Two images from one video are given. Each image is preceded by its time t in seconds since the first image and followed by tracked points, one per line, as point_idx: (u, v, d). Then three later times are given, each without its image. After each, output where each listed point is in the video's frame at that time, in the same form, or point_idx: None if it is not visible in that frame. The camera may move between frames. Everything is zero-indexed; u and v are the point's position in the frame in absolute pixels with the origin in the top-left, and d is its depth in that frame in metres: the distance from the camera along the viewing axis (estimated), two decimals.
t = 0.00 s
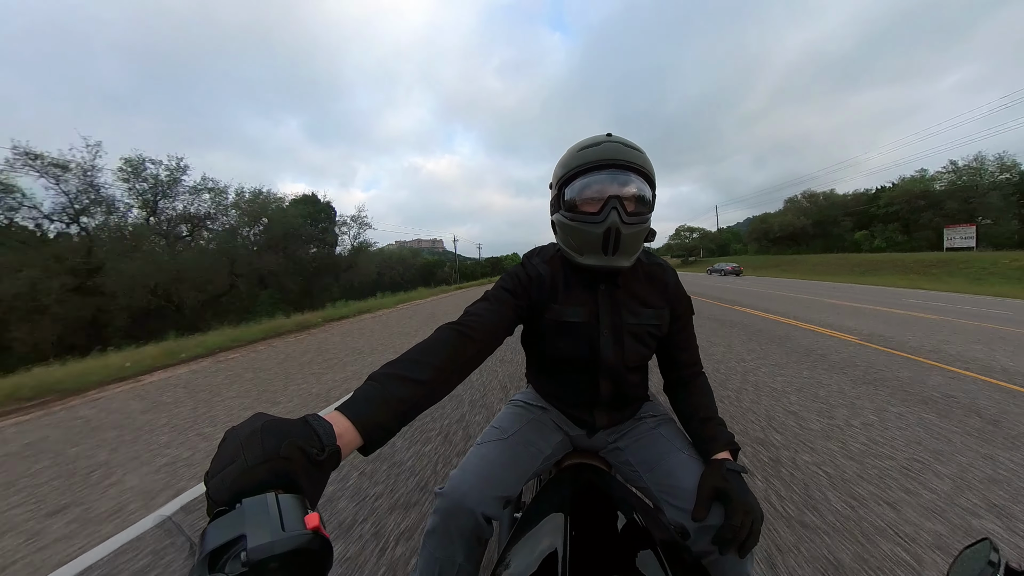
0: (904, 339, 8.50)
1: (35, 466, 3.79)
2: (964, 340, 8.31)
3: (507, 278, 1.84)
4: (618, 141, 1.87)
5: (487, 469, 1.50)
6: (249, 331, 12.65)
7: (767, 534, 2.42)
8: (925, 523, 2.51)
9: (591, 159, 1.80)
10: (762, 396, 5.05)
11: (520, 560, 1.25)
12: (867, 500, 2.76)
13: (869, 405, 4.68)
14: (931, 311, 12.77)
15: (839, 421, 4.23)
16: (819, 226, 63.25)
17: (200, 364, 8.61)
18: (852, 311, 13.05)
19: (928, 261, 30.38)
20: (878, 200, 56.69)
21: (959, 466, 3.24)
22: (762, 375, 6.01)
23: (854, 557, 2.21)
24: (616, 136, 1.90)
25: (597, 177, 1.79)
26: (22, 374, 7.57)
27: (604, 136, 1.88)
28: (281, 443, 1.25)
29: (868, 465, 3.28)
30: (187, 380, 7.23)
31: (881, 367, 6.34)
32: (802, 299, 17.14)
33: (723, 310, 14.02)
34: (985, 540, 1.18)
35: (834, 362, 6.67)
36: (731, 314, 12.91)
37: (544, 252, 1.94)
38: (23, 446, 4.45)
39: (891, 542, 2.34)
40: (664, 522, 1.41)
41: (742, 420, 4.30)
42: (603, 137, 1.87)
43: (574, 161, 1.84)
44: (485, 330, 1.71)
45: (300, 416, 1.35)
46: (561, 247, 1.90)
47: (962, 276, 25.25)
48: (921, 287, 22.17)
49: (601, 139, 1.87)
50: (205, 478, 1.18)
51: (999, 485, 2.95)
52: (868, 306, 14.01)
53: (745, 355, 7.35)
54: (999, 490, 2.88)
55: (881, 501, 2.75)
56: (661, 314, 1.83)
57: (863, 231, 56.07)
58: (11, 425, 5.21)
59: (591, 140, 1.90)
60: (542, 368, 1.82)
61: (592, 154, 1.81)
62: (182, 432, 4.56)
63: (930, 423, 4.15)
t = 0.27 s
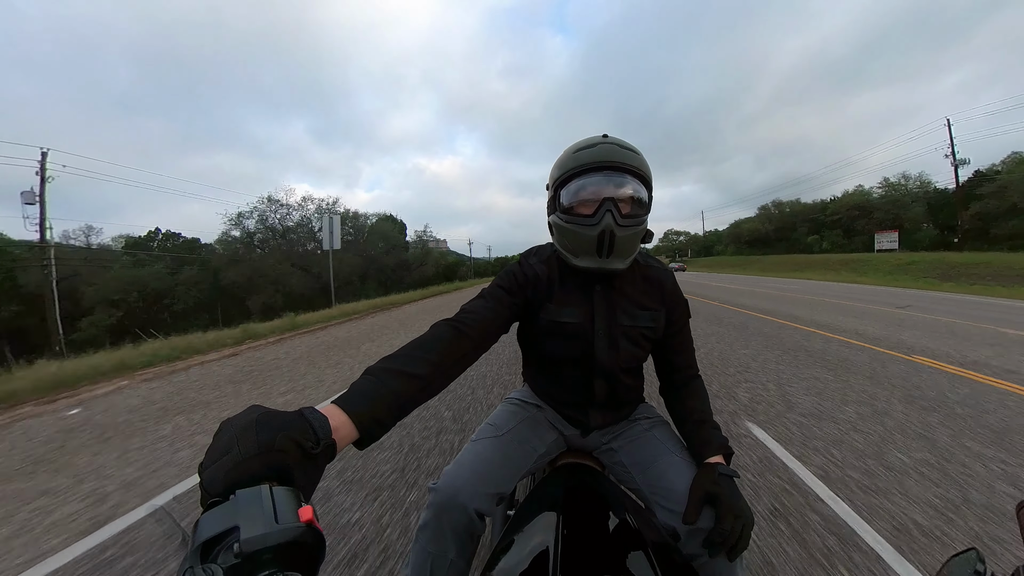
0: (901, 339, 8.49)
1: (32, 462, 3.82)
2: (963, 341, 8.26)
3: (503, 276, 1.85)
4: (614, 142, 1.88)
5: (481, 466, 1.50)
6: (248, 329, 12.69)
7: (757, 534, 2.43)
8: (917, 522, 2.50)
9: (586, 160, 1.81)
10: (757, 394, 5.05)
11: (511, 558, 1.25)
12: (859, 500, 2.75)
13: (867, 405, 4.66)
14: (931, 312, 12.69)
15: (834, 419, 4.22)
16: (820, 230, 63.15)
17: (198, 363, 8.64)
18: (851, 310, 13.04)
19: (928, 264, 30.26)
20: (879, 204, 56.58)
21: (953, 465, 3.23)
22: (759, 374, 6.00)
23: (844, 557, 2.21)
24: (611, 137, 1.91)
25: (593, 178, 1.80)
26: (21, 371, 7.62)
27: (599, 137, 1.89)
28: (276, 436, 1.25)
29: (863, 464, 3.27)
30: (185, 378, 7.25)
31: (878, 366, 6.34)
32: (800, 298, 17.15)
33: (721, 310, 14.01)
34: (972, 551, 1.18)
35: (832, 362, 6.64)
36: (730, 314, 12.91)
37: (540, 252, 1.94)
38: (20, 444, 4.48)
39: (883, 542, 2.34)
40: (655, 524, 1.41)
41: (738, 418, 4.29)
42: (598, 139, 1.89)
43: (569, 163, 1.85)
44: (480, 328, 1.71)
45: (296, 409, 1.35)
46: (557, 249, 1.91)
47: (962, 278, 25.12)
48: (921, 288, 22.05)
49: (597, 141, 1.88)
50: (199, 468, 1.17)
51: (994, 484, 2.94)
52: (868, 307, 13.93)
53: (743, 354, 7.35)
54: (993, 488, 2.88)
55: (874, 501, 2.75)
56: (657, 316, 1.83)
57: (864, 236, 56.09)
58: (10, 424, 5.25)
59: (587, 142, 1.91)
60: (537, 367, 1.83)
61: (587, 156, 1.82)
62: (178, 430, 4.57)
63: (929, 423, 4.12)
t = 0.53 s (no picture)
0: (897, 339, 8.51)
1: (27, 459, 3.82)
2: (961, 341, 8.24)
3: (502, 276, 1.85)
4: (613, 143, 1.89)
5: (478, 465, 1.50)
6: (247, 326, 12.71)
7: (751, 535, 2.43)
8: (911, 525, 2.50)
9: (586, 162, 1.81)
10: (755, 395, 5.06)
11: (507, 556, 1.25)
12: (854, 502, 2.76)
13: (866, 406, 4.65)
14: (931, 312, 12.66)
15: (831, 420, 4.23)
16: (819, 232, 63.22)
17: (196, 359, 8.66)
18: (849, 310, 13.06)
19: (926, 263, 30.32)
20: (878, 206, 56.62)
21: (949, 466, 3.24)
22: (756, 374, 6.01)
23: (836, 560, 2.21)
24: (611, 139, 1.91)
25: (592, 180, 1.80)
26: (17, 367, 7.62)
27: (600, 139, 1.89)
28: (274, 432, 1.25)
29: (859, 465, 3.26)
30: (180, 375, 7.23)
31: (875, 367, 6.35)
32: (797, 298, 17.18)
33: (719, 309, 14.02)
34: (965, 554, 1.18)
35: (830, 362, 6.62)
36: (727, 313, 12.92)
37: (539, 253, 1.95)
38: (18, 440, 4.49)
39: (876, 544, 2.34)
40: (651, 524, 1.41)
41: (736, 418, 4.29)
42: (599, 140, 1.89)
43: (569, 164, 1.85)
44: (479, 328, 1.72)
45: (293, 405, 1.34)
46: (556, 250, 1.91)
47: (960, 278, 25.12)
48: (920, 288, 22.03)
49: (597, 142, 1.88)
50: (196, 464, 1.17)
51: (989, 486, 2.95)
52: (867, 307, 13.89)
53: (740, 354, 7.35)
54: (987, 490, 2.89)
55: (869, 503, 2.75)
56: (656, 318, 1.83)
57: (862, 238, 56.17)
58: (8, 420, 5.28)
59: (587, 143, 1.91)
60: (535, 367, 1.83)
61: (587, 157, 1.82)
62: (176, 427, 4.58)
63: (928, 424, 4.10)
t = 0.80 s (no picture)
0: (896, 338, 8.51)
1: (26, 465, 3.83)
2: (957, 341, 8.24)
3: (503, 274, 1.85)
4: (616, 142, 1.89)
5: (477, 463, 1.50)
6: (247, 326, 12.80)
7: (748, 534, 2.43)
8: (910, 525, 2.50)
9: (588, 160, 1.82)
10: (754, 395, 5.05)
11: (503, 554, 1.25)
12: (852, 502, 2.75)
13: (865, 406, 4.63)
14: (927, 311, 12.66)
15: (830, 420, 4.23)
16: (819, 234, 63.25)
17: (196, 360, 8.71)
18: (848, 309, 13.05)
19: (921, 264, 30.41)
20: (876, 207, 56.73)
21: (946, 467, 3.24)
22: (755, 374, 6.01)
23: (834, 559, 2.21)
24: (614, 137, 1.92)
25: (594, 178, 1.81)
26: (16, 371, 7.64)
27: (602, 137, 1.89)
28: (271, 427, 1.25)
29: (857, 465, 3.26)
30: (179, 377, 7.24)
31: (873, 366, 6.35)
32: (797, 296, 17.17)
33: (718, 309, 14.03)
34: (958, 558, 1.18)
35: (828, 362, 6.61)
36: (726, 313, 12.93)
37: (540, 251, 1.95)
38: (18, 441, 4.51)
39: (875, 543, 2.34)
40: (648, 524, 1.41)
41: (734, 418, 4.29)
42: (601, 138, 1.89)
43: (571, 162, 1.85)
44: (478, 326, 1.72)
45: (291, 401, 1.34)
46: (557, 249, 1.91)
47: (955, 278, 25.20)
48: (915, 287, 22.09)
49: (600, 141, 1.88)
50: (193, 459, 1.17)
51: (986, 487, 2.95)
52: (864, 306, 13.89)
53: (739, 353, 7.36)
54: (985, 491, 2.89)
55: (865, 502, 2.75)
56: (655, 317, 1.84)
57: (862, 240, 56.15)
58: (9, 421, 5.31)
59: (590, 141, 1.91)
60: (535, 365, 1.83)
61: (589, 155, 1.83)
62: (175, 428, 4.60)
63: (926, 425, 4.10)
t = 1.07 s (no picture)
0: (893, 338, 8.52)
1: (19, 464, 3.80)
2: (953, 340, 8.26)
3: (503, 275, 1.85)
4: (620, 143, 1.89)
5: (474, 462, 1.51)
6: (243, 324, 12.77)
7: (744, 536, 2.43)
8: (907, 527, 2.50)
9: (592, 160, 1.82)
10: (751, 396, 5.06)
11: (500, 554, 1.25)
12: (849, 504, 2.75)
13: (863, 407, 4.63)
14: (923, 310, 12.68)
15: (827, 421, 4.23)
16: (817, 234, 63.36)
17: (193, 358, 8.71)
18: (845, 309, 13.08)
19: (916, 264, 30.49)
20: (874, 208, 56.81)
21: (944, 468, 3.24)
22: (752, 374, 6.01)
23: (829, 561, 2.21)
24: (618, 138, 1.92)
25: (597, 179, 1.81)
26: (10, 369, 7.60)
27: (606, 138, 1.89)
28: (269, 426, 1.25)
29: (854, 467, 3.26)
30: (176, 376, 7.22)
31: (870, 367, 6.36)
32: (794, 296, 17.20)
33: (715, 309, 14.04)
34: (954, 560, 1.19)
35: (825, 362, 6.62)
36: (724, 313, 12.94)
37: (541, 252, 1.95)
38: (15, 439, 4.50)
39: (871, 545, 2.34)
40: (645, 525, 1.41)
41: (732, 420, 4.29)
42: (605, 139, 1.89)
43: (574, 163, 1.85)
44: (477, 326, 1.72)
45: (290, 399, 1.34)
46: (558, 249, 1.91)
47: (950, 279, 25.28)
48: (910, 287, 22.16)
49: (603, 141, 1.88)
50: (190, 457, 1.17)
51: (983, 488, 2.95)
52: (861, 305, 13.90)
53: (736, 354, 7.36)
54: (981, 492, 2.90)
55: (862, 504, 2.75)
56: (655, 320, 1.84)
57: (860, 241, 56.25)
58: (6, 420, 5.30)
59: (593, 141, 1.91)
60: (533, 366, 1.83)
61: (593, 155, 1.82)
62: (172, 427, 4.59)
63: (923, 425, 4.10)
